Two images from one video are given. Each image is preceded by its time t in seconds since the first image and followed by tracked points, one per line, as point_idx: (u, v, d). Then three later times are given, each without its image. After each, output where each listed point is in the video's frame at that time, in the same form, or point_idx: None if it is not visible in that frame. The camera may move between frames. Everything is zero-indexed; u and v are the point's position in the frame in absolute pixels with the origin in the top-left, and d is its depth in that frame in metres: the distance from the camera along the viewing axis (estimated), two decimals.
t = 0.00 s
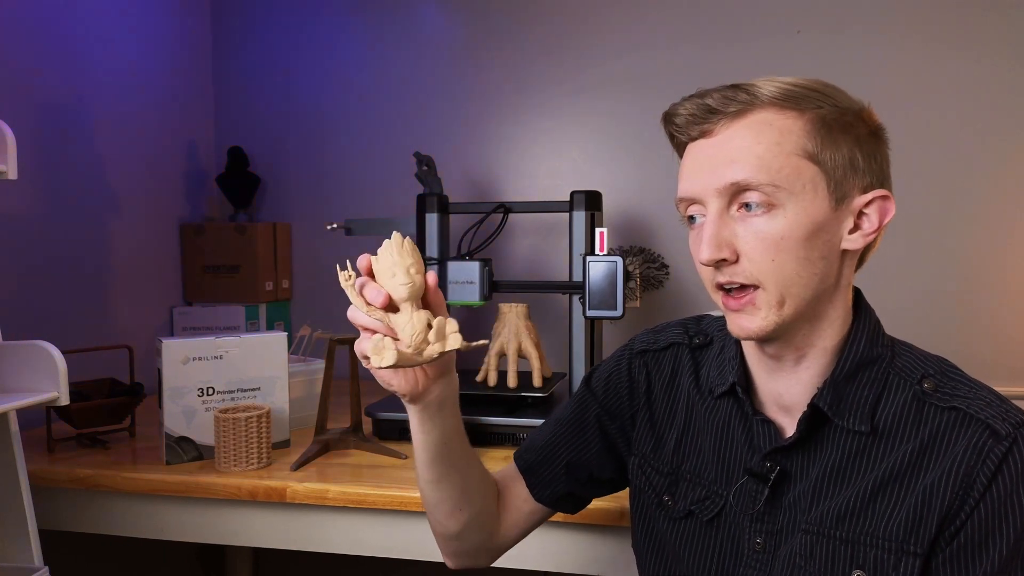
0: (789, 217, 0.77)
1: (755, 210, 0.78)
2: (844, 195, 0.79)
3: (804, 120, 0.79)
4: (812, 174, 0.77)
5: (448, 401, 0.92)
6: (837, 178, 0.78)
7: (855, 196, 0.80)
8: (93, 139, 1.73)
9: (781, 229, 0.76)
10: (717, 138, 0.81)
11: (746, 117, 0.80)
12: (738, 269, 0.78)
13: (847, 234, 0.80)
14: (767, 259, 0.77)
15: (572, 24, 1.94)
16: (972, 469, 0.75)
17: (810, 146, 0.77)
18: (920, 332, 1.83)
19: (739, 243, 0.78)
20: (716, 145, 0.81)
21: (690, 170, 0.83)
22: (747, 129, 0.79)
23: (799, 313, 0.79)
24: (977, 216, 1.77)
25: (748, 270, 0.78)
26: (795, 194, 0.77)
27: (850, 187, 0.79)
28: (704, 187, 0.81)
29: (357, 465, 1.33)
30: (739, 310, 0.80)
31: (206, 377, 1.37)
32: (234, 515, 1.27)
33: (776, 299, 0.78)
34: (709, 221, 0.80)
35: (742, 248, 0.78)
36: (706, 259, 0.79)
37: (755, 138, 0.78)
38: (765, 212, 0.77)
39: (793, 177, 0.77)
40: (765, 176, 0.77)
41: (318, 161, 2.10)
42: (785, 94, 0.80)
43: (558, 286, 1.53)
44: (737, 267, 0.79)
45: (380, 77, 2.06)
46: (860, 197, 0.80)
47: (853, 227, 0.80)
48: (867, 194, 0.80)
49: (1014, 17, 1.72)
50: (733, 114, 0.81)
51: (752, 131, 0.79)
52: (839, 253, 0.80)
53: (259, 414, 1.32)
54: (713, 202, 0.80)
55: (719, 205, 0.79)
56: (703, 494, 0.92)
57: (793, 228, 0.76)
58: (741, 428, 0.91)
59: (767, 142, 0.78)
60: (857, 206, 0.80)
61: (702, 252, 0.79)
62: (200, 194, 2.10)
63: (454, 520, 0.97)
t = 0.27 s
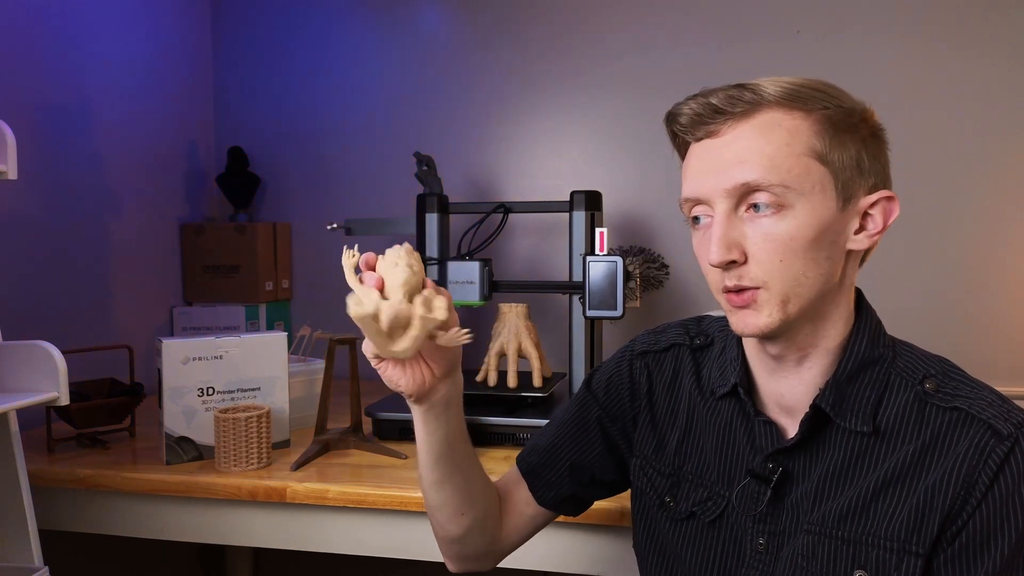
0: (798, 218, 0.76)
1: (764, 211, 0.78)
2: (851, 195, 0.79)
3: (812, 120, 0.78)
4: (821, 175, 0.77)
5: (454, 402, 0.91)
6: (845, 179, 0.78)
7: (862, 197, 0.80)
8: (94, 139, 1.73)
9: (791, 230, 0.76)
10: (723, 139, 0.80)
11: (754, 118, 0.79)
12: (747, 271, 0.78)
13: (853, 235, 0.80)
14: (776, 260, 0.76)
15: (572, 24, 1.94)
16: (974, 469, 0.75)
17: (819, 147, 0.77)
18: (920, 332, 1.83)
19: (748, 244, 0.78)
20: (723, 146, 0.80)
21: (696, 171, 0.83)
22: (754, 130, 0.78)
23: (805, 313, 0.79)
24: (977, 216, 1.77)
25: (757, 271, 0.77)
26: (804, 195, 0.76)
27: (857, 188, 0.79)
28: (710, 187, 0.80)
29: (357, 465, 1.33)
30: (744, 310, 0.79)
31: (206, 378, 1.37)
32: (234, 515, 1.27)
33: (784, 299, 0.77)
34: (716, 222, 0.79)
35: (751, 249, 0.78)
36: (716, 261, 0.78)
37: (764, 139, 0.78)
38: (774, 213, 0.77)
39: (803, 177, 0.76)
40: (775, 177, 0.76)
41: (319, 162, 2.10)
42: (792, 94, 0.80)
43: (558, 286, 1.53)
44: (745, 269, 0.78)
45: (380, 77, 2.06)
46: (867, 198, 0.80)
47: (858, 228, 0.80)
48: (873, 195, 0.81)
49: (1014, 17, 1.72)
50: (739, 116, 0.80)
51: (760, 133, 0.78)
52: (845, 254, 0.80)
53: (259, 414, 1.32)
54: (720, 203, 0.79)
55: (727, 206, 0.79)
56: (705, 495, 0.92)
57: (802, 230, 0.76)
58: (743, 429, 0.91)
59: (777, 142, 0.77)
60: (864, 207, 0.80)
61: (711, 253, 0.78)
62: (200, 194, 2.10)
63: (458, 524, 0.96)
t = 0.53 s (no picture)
0: (822, 220, 0.76)
1: (789, 213, 0.77)
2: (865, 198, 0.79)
3: (836, 123, 0.78)
4: (843, 179, 0.77)
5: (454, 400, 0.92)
6: (862, 183, 0.79)
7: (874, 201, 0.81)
8: (94, 139, 1.73)
9: (816, 233, 0.76)
10: (745, 139, 0.79)
11: (777, 117, 0.78)
12: (772, 273, 0.77)
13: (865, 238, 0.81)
14: (800, 263, 0.76)
15: (571, 24, 1.94)
16: (973, 469, 0.75)
17: (842, 151, 0.77)
18: (919, 331, 1.83)
19: (773, 246, 0.77)
20: (745, 145, 0.79)
21: (713, 169, 0.81)
22: (778, 131, 0.77)
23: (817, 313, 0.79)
24: (976, 216, 1.77)
25: (783, 274, 0.77)
26: (829, 199, 0.76)
27: (871, 192, 0.80)
28: (734, 188, 0.79)
29: (357, 465, 1.33)
30: (761, 310, 0.79)
31: (206, 378, 1.37)
32: (234, 515, 1.27)
33: (804, 301, 0.77)
34: (740, 223, 0.78)
35: (776, 251, 0.77)
36: (741, 263, 0.77)
37: (791, 140, 0.77)
38: (800, 216, 0.76)
39: (829, 181, 0.76)
40: (804, 180, 0.76)
41: (318, 162, 2.10)
42: (814, 95, 0.79)
43: (558, 286, 1.53)
44: (769, 271, 0.77)
45: (380, 77, 2.06)
46: (878, 201, 0.81)
47: (869, 231, 0.81)
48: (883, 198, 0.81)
49: (1013, 17, 1.73)
50: (762, 114, 0.79)
51: (786, 134, 0.77)
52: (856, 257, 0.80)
53: (259, 414, 1.32)
54: (743, 205, 0.78)
55: (750, 208, 0.78)
56: (706, 495, 0.92)
57: (827, 233, 0.76)
58: (743, 429, 0.91)
59: (804, 144, 0.76)
60: (875, 210, 0.81)
61: (737, 255, 0.77)
62: (200, 194, 2.10)
63: (459, 524, 0.97)
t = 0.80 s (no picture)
0: (831, 219, 0.76)
1: (797, 211, 0.77)
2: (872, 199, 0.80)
3: (844, 122, 0.78)
4: (851, 179, 0.77)
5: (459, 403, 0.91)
6: (869, 184, 0.79)
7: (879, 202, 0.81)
8: (94, 139, 1.73)
9: (826, 231, 0.76)
10: (755, 135, 0.79)
11: (787, 115, 0.78)
12: (780, 271, 0.76)
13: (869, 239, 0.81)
14: (808, 261, 0.75)
15: (571, 24, 1.94)
16: (972, 468, 0.75)
17: (851, 151, 0.77)
18: (919, 331, 1.83)
19: (781, 244, 0.76)
20: (756, 142, 0.79)
21: (723, 164, 0.81)
22: (788, 128, 0.77)
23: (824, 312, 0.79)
24: (976, 216, 1.77)
25: (791, 272, 0.76)
26: (837, 198, 0.76)
27: (875, 194, 0.80)
28: (743, 184, 0.78)
29: (357, 466, 1.33)
30: (766, 307, 0.78)
31: (206, 378, 1.37)
32: (234, 515, 1.27)
33: (810, 300, 0.77)
34: (748, 220, 0.78)
35: (785, 249, 0.76)
36: (750, 259, 0.76)
37: (802, 138, 0.77)
38: (809, 214, 0.76)
39: (838, 179, 0.76)
40: (813, 179, 0.76)
41: (318, 162, 2.10)
42: (823, 94, 0.79)
43: (558, 286, 1.53)
44: (777, 269, 0.77)
45: (380, 77, 2.06)
46: (883, 203, 0.81)
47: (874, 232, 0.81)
48: (888, 200, 0.82)
49: (1013, 17, 1.73)
50: (773, 111, 0.79)
51: (796, 132, 0.77)
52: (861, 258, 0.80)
53: (259, 414, 1.32)
54: (752, 201, 0.78)
55: (759, 204, 0.78)
56: (706, 494, 0.92)
57: (834, 232, 0.76)
58: (743, 429, 0.91)
59: (815, 142, 0.77)
60: (880, 211, 0.81)
61: (745, 252, 0.76)
62: (200, 194, 2.10)
63: (462, 525, 0.97)
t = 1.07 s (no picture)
0: (801, 220, 0.76)
1: (768, 213, 0.78)
2: (856, 196, 0.79)
3: (818, 122, 0.78)
4: (824, 178, 0.77)
5: (452, 408, 0.96)
6: (850, 181, 0.78)
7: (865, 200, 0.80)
8: (94, 139, 1.73)
9: (795, 232, 0.76)
10: (729, 139, 0.80)
11: (757, 119, 0.79)
12: (751, 272, 0.78)
13: (857, 237, 0.80)
14: (779, 262, 0.76)
15: (572, 24, 1.94)
16: (973, 469, 0.75)
17: (825, 150, 0.77)
18: (920, 331, 1.83)
19: (752, 246, 0.77)
20: (728, 146, 0.80)
21: (701, 170, 0.82)
22: (759, 131, 0.78)
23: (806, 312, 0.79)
24: (976, 216, 1.77)
25: (763, 273, 0.77)
26: (808, 198, 0.76)
27: (862, 191, 0.79)
28: (716, 189, 0.80)
29: (357, 466, 1.33)
30: (744, 309, 0.79)
31: (205, 378, 1.37)
32: (234, 515, 1.27)
33: (783, 301, 0.77)
34: (719, 224, 0.79)
35: (756, 251, 0.77)
36: (718, 263, 0.78)
37: (771, 140, 0.77)
38: (778, 216, 0.77)
39: (808, 180, 0.76)
40: (779, 181, 0.76)
41: (318, 162, 2.10)
42: (797, 96, 0.79)
43: (559, 286, 1.53)
44: (748, 270, 0.78)
45: (380, 77, 2.06)
46: (871, 200, 0.80)
47: (862, 231, 0.80)
48: (877, 197, 0.81)
49: (1013, 17, 1.73)
50: (745, 115, 0.80)
51: (766, 134, 0.78)
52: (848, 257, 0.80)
53: (259, 414, 1.32)
54: (725, 205, 0.79)
55: (731, 208, 0.79)
56: (707, 493, 0.92)
57: (807, 232, 0.76)
58: (745, 428, 0.91)
59: (782, 144, 0.77)
60: (868, 208, 0.80)
61: (715, 255, 0.78)
62: (200, 194, 2.10)
63: (469, 527, 0.98)
